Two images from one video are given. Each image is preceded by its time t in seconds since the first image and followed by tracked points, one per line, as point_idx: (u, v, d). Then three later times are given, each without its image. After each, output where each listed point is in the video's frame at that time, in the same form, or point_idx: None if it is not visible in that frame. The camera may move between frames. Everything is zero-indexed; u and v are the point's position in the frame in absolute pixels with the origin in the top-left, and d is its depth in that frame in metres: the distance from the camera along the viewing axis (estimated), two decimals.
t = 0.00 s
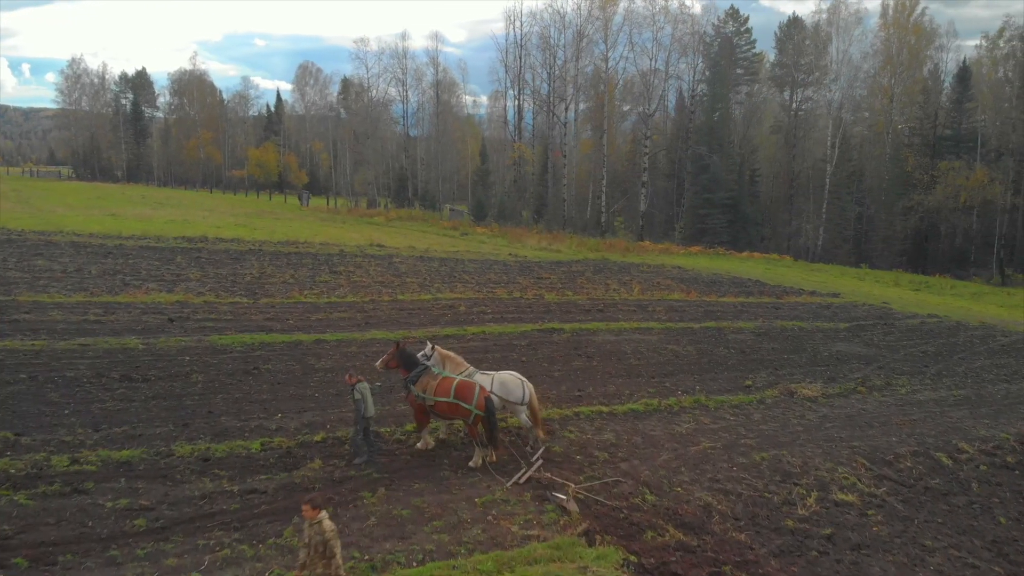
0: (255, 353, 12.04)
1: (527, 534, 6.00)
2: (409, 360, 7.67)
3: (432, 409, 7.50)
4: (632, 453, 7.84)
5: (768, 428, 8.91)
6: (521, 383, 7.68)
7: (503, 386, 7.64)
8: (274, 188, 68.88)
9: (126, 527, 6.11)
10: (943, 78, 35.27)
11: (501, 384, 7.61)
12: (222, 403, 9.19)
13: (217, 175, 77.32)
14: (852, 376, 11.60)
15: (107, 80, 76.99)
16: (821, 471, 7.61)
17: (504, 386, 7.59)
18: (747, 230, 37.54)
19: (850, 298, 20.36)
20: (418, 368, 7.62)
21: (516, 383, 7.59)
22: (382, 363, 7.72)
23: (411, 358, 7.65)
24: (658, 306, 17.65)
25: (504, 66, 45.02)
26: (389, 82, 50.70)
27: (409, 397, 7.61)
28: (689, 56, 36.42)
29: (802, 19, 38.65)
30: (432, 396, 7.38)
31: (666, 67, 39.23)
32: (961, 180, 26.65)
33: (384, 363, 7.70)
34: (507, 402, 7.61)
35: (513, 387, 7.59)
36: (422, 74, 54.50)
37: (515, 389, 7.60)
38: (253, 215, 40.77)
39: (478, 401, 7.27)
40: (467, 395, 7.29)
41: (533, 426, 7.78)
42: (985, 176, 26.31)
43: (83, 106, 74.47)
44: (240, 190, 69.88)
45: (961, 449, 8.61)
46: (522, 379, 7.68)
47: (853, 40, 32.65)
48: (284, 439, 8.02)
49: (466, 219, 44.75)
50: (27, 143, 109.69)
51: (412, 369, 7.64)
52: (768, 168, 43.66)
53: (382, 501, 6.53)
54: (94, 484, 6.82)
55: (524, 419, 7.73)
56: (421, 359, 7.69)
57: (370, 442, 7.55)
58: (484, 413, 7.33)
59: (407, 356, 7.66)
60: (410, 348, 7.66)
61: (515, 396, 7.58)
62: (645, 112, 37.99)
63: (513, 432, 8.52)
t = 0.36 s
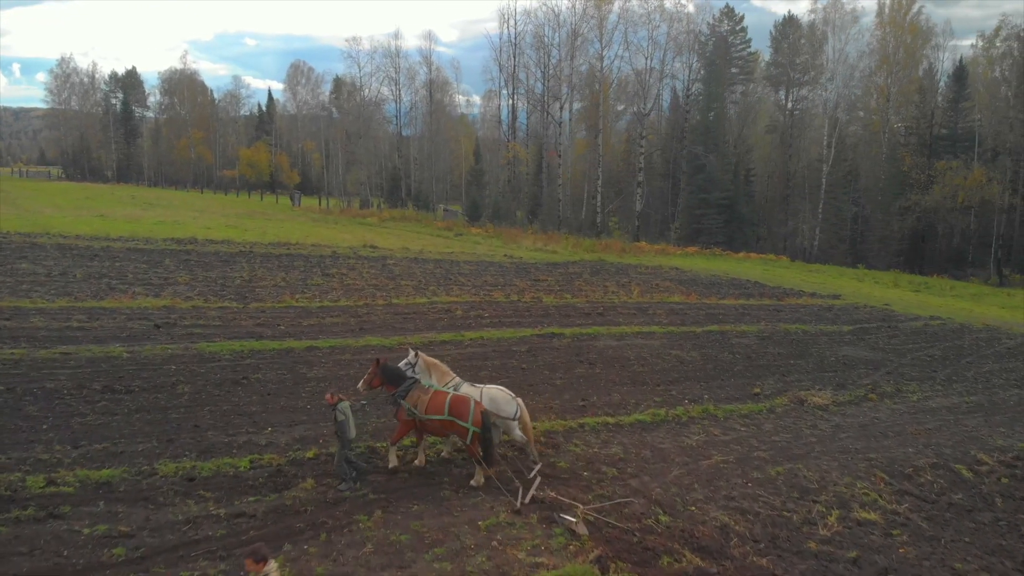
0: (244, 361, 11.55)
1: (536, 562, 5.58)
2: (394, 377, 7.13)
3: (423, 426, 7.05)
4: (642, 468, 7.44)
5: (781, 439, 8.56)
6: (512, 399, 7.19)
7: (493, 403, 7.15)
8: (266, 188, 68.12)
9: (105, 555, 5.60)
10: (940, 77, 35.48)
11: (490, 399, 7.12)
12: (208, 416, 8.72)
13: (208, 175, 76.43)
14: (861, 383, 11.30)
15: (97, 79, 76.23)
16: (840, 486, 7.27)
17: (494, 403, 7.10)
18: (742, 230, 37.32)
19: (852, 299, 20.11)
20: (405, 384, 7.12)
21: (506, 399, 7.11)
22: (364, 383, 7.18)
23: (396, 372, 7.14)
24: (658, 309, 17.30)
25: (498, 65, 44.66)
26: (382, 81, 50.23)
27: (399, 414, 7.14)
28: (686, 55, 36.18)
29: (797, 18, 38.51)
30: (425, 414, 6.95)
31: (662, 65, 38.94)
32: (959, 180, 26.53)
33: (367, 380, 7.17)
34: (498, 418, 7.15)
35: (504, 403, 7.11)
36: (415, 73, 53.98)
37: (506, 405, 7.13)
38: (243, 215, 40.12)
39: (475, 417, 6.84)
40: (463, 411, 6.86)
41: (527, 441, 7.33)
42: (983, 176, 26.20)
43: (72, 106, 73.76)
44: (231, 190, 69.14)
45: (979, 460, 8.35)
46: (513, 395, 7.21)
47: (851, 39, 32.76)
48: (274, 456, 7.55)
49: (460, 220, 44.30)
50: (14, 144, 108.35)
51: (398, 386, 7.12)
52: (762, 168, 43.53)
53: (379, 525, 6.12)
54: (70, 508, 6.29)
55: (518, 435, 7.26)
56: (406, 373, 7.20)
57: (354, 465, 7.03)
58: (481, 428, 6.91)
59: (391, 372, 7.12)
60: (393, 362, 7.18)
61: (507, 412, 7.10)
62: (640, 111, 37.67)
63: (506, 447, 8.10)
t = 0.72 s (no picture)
0: (238, 371, 11.17)
1: None
2: (376, 395, 6.77)
3: (416, 447, 6.63)
4: (654, 487, 7.08)
5: (798, 454, 8.23)
6: (498, 409, 6.77)
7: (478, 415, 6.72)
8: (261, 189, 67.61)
9: None
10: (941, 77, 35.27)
11: (475, 412, 6.70)
12: (198, 432, 8.32)
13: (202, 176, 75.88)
14: (875, 391, 11.00)
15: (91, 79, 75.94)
16: (863, 506, 6.93)
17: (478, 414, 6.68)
18: (742, 231, 37.08)
19: (857, 302, 19.82)
20: (391, 403, 6.73)
21: (491, 410, 6.70)
22: (345, 405, 6.79)
23: (378, 390, 6.77)
24: (661, 313, 16.98)
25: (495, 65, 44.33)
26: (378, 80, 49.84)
27: (388, 435, 6.71)
28: (685, 54, 35.91)
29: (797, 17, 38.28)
30: (417, 434, 6.53)
31: (661, 65, 38.65)
32: (961, 180, 26.33)
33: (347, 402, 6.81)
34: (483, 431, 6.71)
35: (489, 414, 6.69)
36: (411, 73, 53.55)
37: (492, 416, 6.72)
38: (238, 216, 39.66)
39: (472, 435, 6.43)
40: (458, 430, 6.44)
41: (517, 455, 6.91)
42: (986, 176, 25.98)
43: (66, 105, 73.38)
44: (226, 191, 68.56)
45: (1003, 474, 8.04)
46: (498, 405, 6.81)
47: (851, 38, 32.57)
48: (266, 477, 7.16)
49: (457, 221, 43.95)
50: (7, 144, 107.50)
51: (384, 405, 6.72)
52: (761, 168, 43.31)
53: (378, 556, 5.73)
54: (48, 537, 5.88)
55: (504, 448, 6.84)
56: (390, 391, 6.80)
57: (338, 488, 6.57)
58: (479, 448, 6.48)
59: (372, 391, 6.75)
60: (376, 380, 6.80)
61: (494, 425, 6.70)
62: (639, 111, 37.37)
63: (504, 463, 7.67)
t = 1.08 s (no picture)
0: (232, 390, 10.82)
1: None
2: (356, 428, 6.29)
3: (402, 483, 6.17)
4: (670, 521, 6.76)
5: (818, 480, 7.90)
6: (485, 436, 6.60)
7: (465, 442, 6.52)
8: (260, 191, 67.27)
9: None
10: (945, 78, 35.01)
11: (463, 440, 6.49)
12: (190, 461, 7.99)
13: (200, 177, 75.47)
14: (892, 408, 10.69)
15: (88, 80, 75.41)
16: (890, 539, 6.62)
17: (466, 442, 6.49)
18: (743, 233, 36.80)
19: (866, 309, 19.52)
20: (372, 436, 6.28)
21: (479, 437, 6.53)
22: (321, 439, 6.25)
23: (360, 424, 6.31)
24: (667, 323, 16.67)
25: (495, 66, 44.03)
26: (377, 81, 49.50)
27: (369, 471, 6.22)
28: (687, 55, 35.61)
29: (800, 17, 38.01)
30: (404, 468, 6.10)
31: (663, 66, 38.35)
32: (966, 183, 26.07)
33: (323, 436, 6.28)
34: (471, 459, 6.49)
35: (477, 442, 6.51)
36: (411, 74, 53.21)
37: (480, 444, 6.53)
38: (237, 219, 39.31)
39: (463, 467, 6.13)
40: (449, 462, 6.11)
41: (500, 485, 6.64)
42: (991, 179, 25.72)
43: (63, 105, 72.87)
44: (224, 193, 68.15)
45: None
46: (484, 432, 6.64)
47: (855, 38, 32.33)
48: (260, 512, 6.83)
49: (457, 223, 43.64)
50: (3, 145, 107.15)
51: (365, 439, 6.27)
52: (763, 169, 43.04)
53: None
54: None
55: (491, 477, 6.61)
56: (370, 423, 6.37)
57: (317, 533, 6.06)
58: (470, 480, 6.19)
59: (351, 423, 6.27)
60: (355, 412, 6.34)
61: (482, 453, 6.50)
62: (641, 112, 37.06)
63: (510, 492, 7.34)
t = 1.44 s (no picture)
0: (230, 424, 10.52)
1: None
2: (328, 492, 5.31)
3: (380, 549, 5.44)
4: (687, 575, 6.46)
5: (838, 523, 7.61)
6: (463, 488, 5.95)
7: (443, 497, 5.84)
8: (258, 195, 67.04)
9: None
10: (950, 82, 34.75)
11: (441, 495, 5.81)
12: (184, 510, 7.69)
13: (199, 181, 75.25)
14: (910, 437, 10.40)
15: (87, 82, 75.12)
16: None
17: (445, 497, 5.81)
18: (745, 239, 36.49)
19: (874, 321, 19.24)
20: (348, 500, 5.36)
21: (459, 490, 5.87)
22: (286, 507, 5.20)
23: (332, 486, 5.33)
24: (674, 339, 16.39)
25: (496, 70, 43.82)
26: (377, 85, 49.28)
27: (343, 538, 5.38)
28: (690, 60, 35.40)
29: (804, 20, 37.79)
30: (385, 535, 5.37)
31: (665, 69, 38.10)
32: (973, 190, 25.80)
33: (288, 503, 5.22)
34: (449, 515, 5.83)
35: (456, 496, 5.84)
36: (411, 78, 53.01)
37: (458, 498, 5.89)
38: (236, 226, 39.09)
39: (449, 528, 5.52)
40: (435, 524, 5.48)
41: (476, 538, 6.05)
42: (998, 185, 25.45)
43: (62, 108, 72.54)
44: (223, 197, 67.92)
45: None
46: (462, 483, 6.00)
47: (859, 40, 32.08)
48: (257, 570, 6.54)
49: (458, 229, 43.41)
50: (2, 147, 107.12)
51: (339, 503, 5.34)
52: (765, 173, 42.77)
53: None
54: None
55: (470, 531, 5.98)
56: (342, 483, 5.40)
57: None
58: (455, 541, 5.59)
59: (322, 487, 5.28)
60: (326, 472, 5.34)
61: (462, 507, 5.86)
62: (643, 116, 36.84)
63: (519, 542, 7.04)
